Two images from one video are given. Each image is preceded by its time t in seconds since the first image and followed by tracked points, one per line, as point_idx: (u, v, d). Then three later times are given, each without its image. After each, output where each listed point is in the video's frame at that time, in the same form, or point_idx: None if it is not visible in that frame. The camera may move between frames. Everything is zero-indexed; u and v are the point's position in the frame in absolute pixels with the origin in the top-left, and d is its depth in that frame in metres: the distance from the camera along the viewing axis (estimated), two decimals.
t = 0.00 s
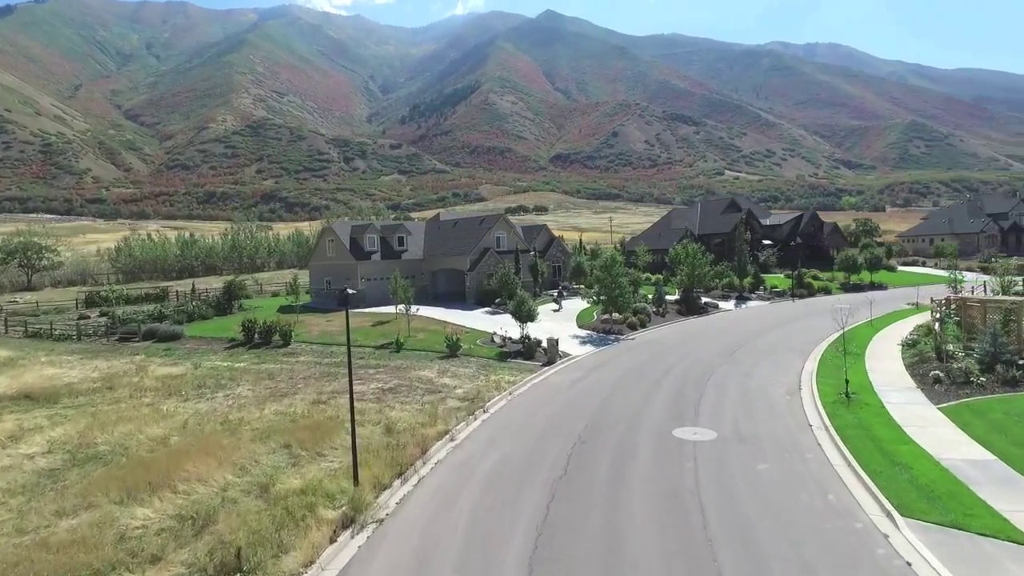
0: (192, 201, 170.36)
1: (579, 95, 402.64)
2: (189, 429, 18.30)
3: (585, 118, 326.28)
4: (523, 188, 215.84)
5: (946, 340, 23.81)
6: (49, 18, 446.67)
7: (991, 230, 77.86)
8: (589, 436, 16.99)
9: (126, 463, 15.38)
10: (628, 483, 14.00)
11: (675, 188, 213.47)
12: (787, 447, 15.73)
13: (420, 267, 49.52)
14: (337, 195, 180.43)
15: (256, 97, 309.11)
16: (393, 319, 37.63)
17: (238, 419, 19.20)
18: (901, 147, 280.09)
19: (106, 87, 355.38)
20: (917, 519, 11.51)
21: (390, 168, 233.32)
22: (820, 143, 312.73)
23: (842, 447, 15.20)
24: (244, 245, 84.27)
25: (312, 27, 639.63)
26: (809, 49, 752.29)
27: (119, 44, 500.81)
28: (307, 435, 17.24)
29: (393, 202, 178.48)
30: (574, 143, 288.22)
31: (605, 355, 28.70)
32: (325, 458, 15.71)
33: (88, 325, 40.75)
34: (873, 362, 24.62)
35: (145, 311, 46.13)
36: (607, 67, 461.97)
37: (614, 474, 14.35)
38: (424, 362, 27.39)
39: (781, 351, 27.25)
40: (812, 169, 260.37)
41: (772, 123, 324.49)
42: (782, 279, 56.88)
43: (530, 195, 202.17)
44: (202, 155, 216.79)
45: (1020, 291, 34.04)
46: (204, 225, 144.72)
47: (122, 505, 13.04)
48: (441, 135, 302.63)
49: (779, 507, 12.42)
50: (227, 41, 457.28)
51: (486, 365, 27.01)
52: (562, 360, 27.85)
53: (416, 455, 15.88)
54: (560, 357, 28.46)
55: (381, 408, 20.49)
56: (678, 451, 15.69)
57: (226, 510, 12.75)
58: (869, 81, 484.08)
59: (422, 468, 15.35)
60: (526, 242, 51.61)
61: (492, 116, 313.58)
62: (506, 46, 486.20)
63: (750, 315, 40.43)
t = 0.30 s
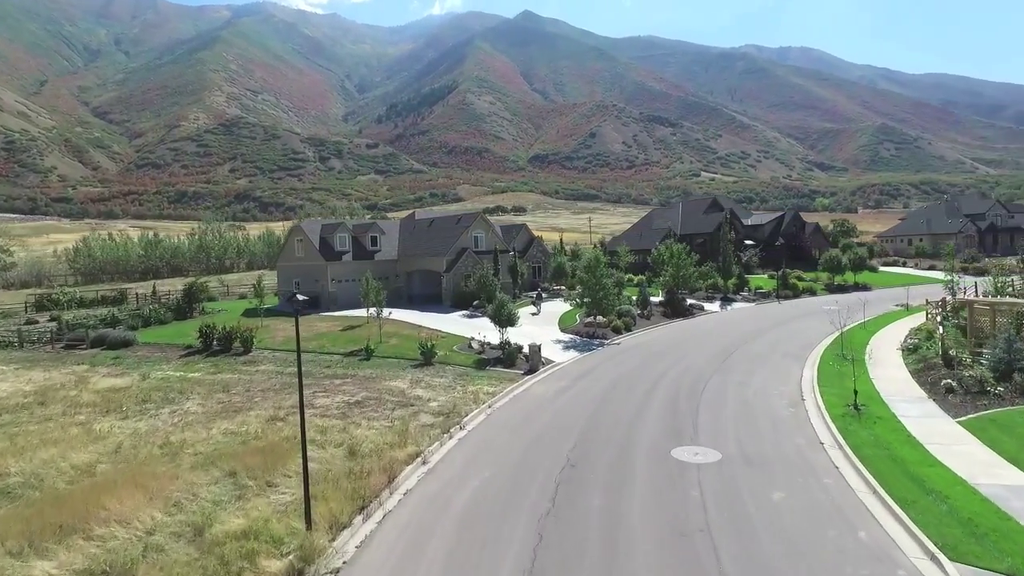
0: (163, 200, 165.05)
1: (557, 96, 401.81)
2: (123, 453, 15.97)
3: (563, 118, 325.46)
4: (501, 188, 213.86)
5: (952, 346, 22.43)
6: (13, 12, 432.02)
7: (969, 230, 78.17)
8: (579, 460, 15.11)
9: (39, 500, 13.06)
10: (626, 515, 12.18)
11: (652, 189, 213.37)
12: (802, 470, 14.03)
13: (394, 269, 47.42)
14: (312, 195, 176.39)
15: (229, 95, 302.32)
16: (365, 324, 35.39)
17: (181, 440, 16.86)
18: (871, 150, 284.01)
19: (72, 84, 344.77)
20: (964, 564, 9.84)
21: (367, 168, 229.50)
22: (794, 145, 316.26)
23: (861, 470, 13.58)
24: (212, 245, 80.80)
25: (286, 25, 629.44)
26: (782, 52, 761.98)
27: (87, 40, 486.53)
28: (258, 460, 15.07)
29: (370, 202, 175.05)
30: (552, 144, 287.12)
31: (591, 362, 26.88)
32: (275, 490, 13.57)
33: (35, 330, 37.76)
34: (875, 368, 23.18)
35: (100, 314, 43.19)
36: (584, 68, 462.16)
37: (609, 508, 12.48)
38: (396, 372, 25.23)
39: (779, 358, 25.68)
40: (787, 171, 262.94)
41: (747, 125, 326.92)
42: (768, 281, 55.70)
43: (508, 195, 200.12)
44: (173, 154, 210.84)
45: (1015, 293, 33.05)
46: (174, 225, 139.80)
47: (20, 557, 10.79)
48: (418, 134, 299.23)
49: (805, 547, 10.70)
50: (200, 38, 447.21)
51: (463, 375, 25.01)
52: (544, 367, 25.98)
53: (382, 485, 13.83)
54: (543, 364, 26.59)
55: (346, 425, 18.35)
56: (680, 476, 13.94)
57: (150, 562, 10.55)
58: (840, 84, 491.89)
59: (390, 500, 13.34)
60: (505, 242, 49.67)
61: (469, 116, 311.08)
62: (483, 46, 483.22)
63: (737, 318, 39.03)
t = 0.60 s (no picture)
0: (131, 199, 159.46)
1: (534, 97, 400.77)
2: (36, 489, 13.63)
3: (541, 119, 324.36)
4: (478, 189, 211.54)
5: (960, 352, 21.05)
6: None
7: (946, 230, 78.40)
8: (568, 490, 13.18)
9: None
10: (630, 562, 10.27)
11: (630, 189, 212.96)
12: (826, 501, 12.20)
13: (366, 270, 45.18)
14: (287, 195, 172.03)
15: (200, 92, 295.17)
16: (334, 329, 33.13)
17: (108, 469, 14.51)
18: (843, 152, 287.62)
19: (37, 80, 333.75)
20: None
21: (342, 168, 225.42)
22: (768, 147, 319.40)
23: (891, 500, 11.90)
24: (176, 245, 77.27)
25: (260, 22, 618.94)
26: (755, 55, 770.94)
27: (53, 34, 471.74)
28: (193, 495, 12.80)
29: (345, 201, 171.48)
30: (530, 145, 285.80)
31: (574, 372, 24.96)
32: (210, 535, 11.38)
33: None
34: (877, 375, 21.77)
35: (47, 319, 40.20)
36: (561, 69, 461.97)
37: (606, 552, 10.59)
38: (365, 384, 23.07)
39: (776, 367, 24.00)
40: (761, 173, 265.09)
41: (722, 126, 329.11)
42: (751, 282, 54.50)
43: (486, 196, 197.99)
44: (142, 152, 204.51)
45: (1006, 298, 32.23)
46: (142, 224, 134.71)
47: None
48: (395, 134, 295.47)
49: None
50: (171, 34, 436.59)
51: (437, 386, 22.91)
52: (526, 377, 24.08)
53: (338, 527, 11.73)
54: (524, 373, 24.61)
55: (304, 449, 16.16)
56: (686, 510, 12.08)
57: None
58: (812, 87, 499.15)
59: (347, 546, 11.21)
60: (483, 242, 47.68)
61: (446, 116, 308.25)
62: (461, 46, 480.04)
63: (724, 323, 37.62)
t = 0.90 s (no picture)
0: (99, 199, 153.46)
1: (512, 97, 399.07)
2: None
3: (519, 119, 322.66)
4: (455, 189, 208.92)
5: (974, 359, 19.57)
6: None
7: (926, 231, 78.19)
8: (557, 536, 11.20)
9: None
10: None
11: (607, 190, 212.13)
12: (858, 543, 10.48)
13: (336, 271, 42.82)
14: (261, 195, 167.41)
15: (171, 89, 287.55)
16: (299, 335, 30.75)
17: (6, 514, 12.07)
18: (815, 154, 290.80)
19: None
20: None
21: (317, 167, 221.03)
22: (742, 149, 321.81)
23: (937, 543, 10.18)
24: (139, 245, 73.80)
25: (233, 19, 606.82)
26: (729, 58, 778.43)
27: (17, 29, 455.82)
28: (106, 547, 10.57)
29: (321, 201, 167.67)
30: (507, 146, 284.22)
31: (558, 382, 23.03)
32: None
33: None
34: (884, 385, 20.29)
35: None
36: (538, 69, 460.97)
37: None
38: (327, 400, 20.78)
39: (774, 377, 22.38)
40: (736, 174, 266.81)
41: (698, 128, 330.59)
42: (737, 284, 53.12)
43: (464, 196, 195.63)
44: (109, 151, 197.71)
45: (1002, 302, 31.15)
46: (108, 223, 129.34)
47: None
48: (371, 134, 291.20)
49: None
50: (141, 30, 424.97)
51: (409, 401, 20.78)
52: (506, 389, 22.07)
53: None
54: (504, 385, 22.62)
55: (249, 481, 13.93)
56: (698, 558, 10.23)
57: None
58: (785, 90, 505.38)
59: None
60: (460, 242, 45.55)
61: (423, 115, 304.90)
62: (437, 46, 476.45)
63: (710, 326, 36.11)
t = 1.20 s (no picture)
0: (63, 198, 146.28)
1: (489, 98, 396.63)
2: None
3: (497, 119, 320.35)
4: (433, 189, 205.81)
5: (990, 370, 18.10)
6: None
7: (904, 231, 78.27)
8: None
9: None
10: None
11: (585, 191, 210.95)
12: None
13: (303, 273, 40.34)
14: (233, 195, 162.27)
15: (139, 86, 279.01)
16: (259, 343, 28.22)
17: None
18: (789, 156, 293.48)
19: None
20: None
21: (292, 167, 216.14)
22: (717, 150, 323.76)
23: None
24: (98, 245, 69.82)
25: (205, 15, 593.65)
26: (704, 60, 784.89)
27: None
28: None
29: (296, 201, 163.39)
30: (485, 146, 281.74)
31: (542, 395, 21.04)
32: None
33: None
34: (895, 398, 18.71)
35: None
36: (516, 70, 459.12)
37: None
38: (284, 420, 18.47)
39: (776, 388, 20.67)
40: (712, 175, 268.15)
41: (674, 129, 331.61)
42: (721, 286, 51.71)
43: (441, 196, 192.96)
44: (74, 148, 190.35)
45: (1000, 306, 30.01)
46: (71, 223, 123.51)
47: None
48: (347, 134, 286.31)
49: None
50: (108, 26, 412.50)
51: (375, 419, 18.60)
52: (484, 404, 20.03)
53: None
54: (483, 399, 20.58)
55: (178, 526, 11.64)
56: None
57: None
58: (759, 93, 510.77)
59: None
60: (435, 243, 43.33)
61: (399, 115, 300.89)
62: (414, 45, 471.96)
63: (698, 331, 34.37)
